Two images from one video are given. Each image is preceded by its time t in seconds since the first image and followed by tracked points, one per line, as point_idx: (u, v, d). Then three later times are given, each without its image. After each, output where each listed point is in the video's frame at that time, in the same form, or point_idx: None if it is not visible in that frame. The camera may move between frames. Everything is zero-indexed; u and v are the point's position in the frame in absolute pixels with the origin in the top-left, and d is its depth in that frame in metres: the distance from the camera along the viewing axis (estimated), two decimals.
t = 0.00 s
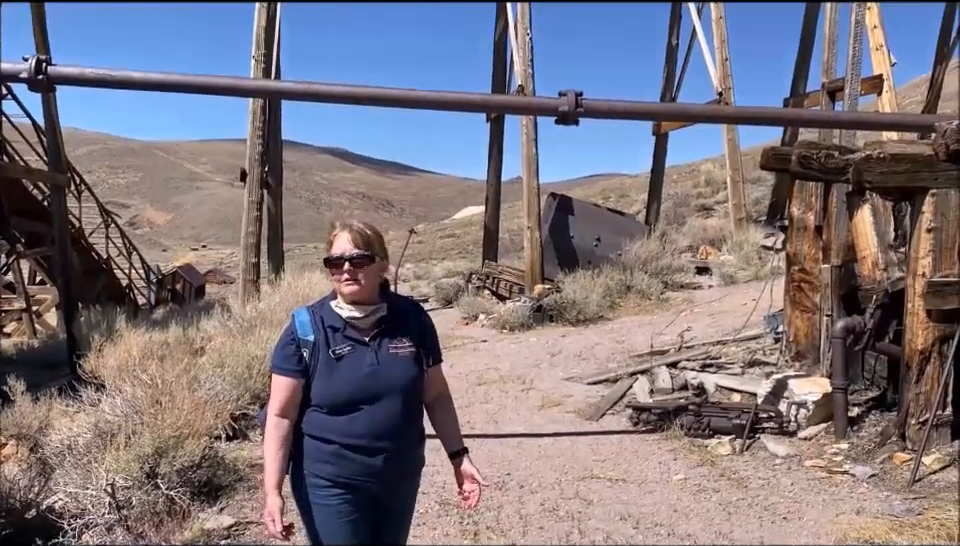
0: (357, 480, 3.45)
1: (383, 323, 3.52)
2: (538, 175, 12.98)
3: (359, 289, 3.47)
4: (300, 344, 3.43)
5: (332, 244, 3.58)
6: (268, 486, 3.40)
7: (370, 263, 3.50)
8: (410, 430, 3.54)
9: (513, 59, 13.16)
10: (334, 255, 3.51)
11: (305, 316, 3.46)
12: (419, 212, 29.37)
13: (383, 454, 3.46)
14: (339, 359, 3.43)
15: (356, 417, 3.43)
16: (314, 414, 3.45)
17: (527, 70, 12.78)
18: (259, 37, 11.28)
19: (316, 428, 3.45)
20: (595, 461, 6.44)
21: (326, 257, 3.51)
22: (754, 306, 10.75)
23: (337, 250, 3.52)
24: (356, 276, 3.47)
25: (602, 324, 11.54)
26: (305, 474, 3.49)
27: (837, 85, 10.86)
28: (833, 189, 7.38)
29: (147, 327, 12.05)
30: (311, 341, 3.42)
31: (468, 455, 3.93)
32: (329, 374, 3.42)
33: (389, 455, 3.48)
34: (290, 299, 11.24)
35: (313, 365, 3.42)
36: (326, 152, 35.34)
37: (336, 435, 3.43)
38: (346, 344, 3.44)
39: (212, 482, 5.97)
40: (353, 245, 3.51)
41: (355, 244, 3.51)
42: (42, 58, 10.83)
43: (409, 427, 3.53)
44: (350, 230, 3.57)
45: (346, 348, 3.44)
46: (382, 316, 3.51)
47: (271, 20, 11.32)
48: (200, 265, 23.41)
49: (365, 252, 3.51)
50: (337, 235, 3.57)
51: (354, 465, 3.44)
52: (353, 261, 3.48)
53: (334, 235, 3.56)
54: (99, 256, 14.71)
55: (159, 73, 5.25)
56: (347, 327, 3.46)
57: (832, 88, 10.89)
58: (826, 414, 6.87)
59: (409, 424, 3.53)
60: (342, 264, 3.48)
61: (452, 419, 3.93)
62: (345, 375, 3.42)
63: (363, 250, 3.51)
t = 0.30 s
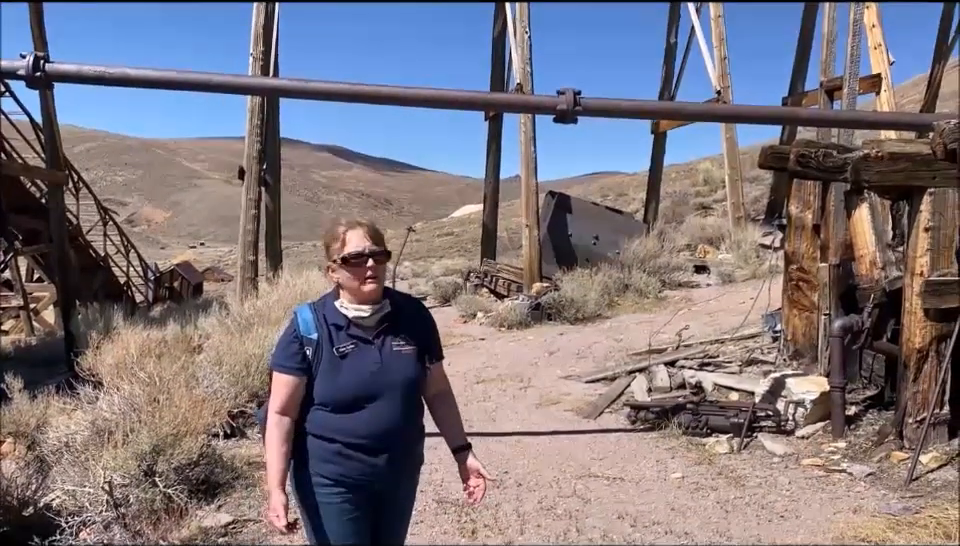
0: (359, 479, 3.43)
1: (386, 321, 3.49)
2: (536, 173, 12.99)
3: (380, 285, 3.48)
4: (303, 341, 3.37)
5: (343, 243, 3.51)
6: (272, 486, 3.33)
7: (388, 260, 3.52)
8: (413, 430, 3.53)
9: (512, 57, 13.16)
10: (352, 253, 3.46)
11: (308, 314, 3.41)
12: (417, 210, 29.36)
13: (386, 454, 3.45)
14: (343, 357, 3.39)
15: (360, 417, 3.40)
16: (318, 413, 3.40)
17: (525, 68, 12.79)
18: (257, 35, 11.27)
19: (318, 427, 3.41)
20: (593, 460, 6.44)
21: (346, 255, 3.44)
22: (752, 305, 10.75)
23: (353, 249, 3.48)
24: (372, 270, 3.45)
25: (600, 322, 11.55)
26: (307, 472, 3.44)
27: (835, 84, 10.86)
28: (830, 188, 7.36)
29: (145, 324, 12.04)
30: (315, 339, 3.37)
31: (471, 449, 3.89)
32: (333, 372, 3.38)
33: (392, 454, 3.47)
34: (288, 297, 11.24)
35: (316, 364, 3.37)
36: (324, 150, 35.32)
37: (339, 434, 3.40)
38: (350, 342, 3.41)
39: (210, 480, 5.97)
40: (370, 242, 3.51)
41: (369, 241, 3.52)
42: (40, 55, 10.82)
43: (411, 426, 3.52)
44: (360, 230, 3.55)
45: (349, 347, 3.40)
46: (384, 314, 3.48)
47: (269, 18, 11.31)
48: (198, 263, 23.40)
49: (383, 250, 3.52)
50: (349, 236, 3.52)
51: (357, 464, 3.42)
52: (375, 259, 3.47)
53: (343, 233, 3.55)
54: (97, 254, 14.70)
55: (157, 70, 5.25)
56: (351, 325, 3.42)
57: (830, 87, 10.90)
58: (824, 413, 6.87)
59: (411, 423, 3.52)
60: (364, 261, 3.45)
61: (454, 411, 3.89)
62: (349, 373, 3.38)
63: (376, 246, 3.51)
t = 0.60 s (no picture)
0: (363, 477, 3.40)
1: (391, 317, 3.47)
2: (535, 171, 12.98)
3: (393, 279, 3.50)
4: (309, 338, 3.31)
5: (358, 238, 3.49)
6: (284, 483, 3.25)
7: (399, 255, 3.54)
8: (415, 426, 3.52)
9: (510, 54, 13.15)
10: (370, 247, 3.45)
11: (313, 311, 3.35)
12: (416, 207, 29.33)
13: (389, 451, 3.43)
14: (351, 354, 3.36)
15: (365, 413, 3.38)
16: (323, 410, 3.35)
17: (524, 66, 12.78)
18: (255, 32, 11.25)
19: (323, 424, 3.36)
20: (591, 457, 6.44)
21: (366, 249, 3.42)
22: (750, 303, 10.76)
23: (370, 243, 3.47)
24: (380, 258, 3.43)
25: (598, 320, 11.54)
26: (312, 470, 3.39)
27: (833, 82, 10.86)
28: (828, 187, 7.32)
29: (142, 321, 12.02)
30: (321, 336, 3.31)
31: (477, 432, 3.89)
32: (339, 368, 3.33)
33: (395, 451, 3.46)
34: (285, 295, 11.22)
35: (323, 361, 3.32)
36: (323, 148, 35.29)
37: (345, 430, 3.37)
38: (357, 338, 3.38)
39: (208, 477, 5.96)
40: (384, 237, 3.52)
41: (381, 236, 3.53)
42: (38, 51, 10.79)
43: (414, 423, 3.51)
44: (373, 226, 3.55)
45: (357, 343, 3.37)
46: (390, 309, 3.47)
47: (267, 14, 11.29)
48: (196, 261, 23.38)
49: (396, 244, 3.54)
50: (363, 231, 3.51)
51: (361, 461, 3.39)
52: (392, 252, 3.49)
53: (358, 223, 3.56)
54: (95, 251, 14.68)
55: (155, 67, 5.24)
56: (358, 321, 3.39)
57: (829, 86, 10.90)
58: (822, 411, 6.86)
59: (414, 420, 3.50)
60: (383, 254, 3.45)
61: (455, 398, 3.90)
62: (356, 370, 3.35)
63: (387, 240, 3.52)
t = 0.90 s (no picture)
0: (365, 475, 3.39)
1: (395, 315, 3.47)
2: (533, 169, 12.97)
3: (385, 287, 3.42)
4: (316, 336, 3.29)
5: (356, 238, 3.50)
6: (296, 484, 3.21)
7: (397, 263, 3.47)
8: (416, 424, 3.51)
9: (509, 52, 13.13)
10: (362, 249, 3.43)
11: (319, 307, 3.34)
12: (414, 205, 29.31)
13: (392, 448, 3.42)
14: (357, 351, 3.35)
15: (369, 411, 3.36)
16: (329, 408, 3.33)
17: (522, 63, 12.77)
18: (253, 29, 11.22)
19: (328, 422, 3.34)
20: (590, 455, 6.44)
21: (356, 249, 3.42)
22: (749, 301, 10.75)
23: (364, 245, 3.45)
24: (372, 265, 3.41)
25: (597, 318, 11.54)
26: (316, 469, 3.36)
27: (832, 80, 10.85)
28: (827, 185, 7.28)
29: (140, 319, 12.00)
30: (328, 333, 3.30)
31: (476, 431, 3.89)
32: (345, 365, 3.32)
33: (397, 449, 3.44)
34: (283, 293, 11.20)
35: (329, 358, 3.31)
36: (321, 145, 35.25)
37: (350, 428, 3.35)
38: (362, 336, 3.37)
39: (205, 475, 5.96)
40: (382, 242, 3.47)
41: (385, 242, 3.49)
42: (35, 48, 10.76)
43: (416, 421, 3.50)
44: (376, 228, 3.52)
45: (362, 340, 3.36)
46: (394, 308, 3.47)
47: (266, 12, 11.27)
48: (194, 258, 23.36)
49: (394, 250, 3.47)
50: (364, 231, 3.50)
51: (365, 459, 3.38)
52: (383, 259, 3.43)
53: (373, 221, 3.56)
54: (93, 249, 14.66)
55: (153, 63, 5.23)
56: (363, 319, 3.38)
57: (827, 84, 10.89)
58: (821, 408, 6.86)
59: (416, 417, 3.50)
60: (372, 260, 3.41)
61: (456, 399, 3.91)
62: (362, 367, 3.34)
63: (390, 248, 3.47)
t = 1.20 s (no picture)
0: (363, 472, 3.38)
1: (397, 313, 3.45)
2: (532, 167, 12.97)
3: (380, 284, 3.38)
4: (316, 329, 3.31)
5: (361, 234, 3.50)
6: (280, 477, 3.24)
7: (395, 261, 3.42)
8: (417, 422, 3.50)
9: (508, 50, 13.13)
10: (361, 245, 3.43)
11: (321, 301, 3.35)
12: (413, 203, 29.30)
13: (391, 446, 3.41)
14: (357, 346, 3.35)
15: (368, 408, 3.36)
16: (325, 403, 3.34)
17: (521, 61, 12.77)
18: (252, 27, 11.22)
19: (325, 417, 3.34)
20: (588, 453, 6.44)
21: (356, 244, 3.41)
22: (747, 299, 10.76)
23: (364, 241, 3.44)
24: (368, 262, 3.38)
25: (596, 316, 11.54)
26: (311, 464, 3.36)
27: (831, 78, 10.86)
28: (826, 182, 7.27)
29: (139, 317, 11.99)
30: (327, 327, 3.31)
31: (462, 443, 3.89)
32: (344, 360, 3.33)
33: (397, 446, 3.43)
34: (282, 291, 11.20)
35: (328, 352, 3.32)
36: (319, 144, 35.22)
37: (348, 424, 3.35)
38: (363, 332, 3.37)
39: (204, 473, 5.96)
40: (382, 239, 3.44)
41: (387, 241, 3.45)
42: (33, 46, 10.74)
43: (416, 419, 3.49)
44: (381, 225, 3.49)
45: (363, 336, 3.36)
46: (396, 307, 3.45)
47: (264, 9, 11.26)
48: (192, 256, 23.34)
49: (393, 249, 3.43)
50: (368, 228, 3.49)
51: (363, 456, 3.36)
52: (379, 256, 3.39)
53: (383, 219, 3.54)
54: (91, 247, 14.64)
55: (151, 61, 5.21)
56: (364, 315, 3.38)
57: (826, 82, 10.90)
58: (819, 406, 6.85)
59: (417, 415, 3.48)
60: (367, 256, 3.39)
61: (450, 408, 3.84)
62: (360, 363, 3.34)
63: (391, 248, 3.43)
